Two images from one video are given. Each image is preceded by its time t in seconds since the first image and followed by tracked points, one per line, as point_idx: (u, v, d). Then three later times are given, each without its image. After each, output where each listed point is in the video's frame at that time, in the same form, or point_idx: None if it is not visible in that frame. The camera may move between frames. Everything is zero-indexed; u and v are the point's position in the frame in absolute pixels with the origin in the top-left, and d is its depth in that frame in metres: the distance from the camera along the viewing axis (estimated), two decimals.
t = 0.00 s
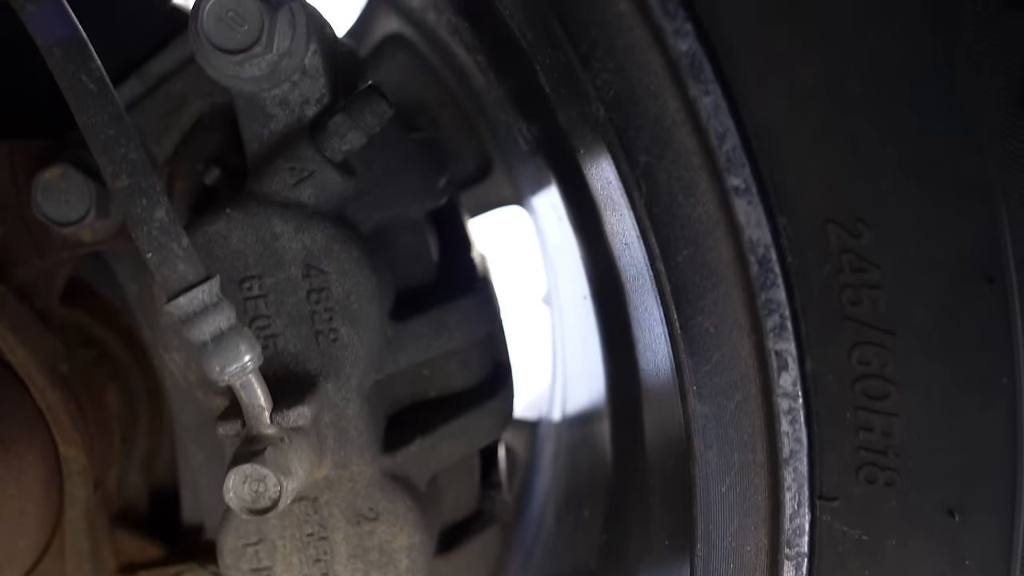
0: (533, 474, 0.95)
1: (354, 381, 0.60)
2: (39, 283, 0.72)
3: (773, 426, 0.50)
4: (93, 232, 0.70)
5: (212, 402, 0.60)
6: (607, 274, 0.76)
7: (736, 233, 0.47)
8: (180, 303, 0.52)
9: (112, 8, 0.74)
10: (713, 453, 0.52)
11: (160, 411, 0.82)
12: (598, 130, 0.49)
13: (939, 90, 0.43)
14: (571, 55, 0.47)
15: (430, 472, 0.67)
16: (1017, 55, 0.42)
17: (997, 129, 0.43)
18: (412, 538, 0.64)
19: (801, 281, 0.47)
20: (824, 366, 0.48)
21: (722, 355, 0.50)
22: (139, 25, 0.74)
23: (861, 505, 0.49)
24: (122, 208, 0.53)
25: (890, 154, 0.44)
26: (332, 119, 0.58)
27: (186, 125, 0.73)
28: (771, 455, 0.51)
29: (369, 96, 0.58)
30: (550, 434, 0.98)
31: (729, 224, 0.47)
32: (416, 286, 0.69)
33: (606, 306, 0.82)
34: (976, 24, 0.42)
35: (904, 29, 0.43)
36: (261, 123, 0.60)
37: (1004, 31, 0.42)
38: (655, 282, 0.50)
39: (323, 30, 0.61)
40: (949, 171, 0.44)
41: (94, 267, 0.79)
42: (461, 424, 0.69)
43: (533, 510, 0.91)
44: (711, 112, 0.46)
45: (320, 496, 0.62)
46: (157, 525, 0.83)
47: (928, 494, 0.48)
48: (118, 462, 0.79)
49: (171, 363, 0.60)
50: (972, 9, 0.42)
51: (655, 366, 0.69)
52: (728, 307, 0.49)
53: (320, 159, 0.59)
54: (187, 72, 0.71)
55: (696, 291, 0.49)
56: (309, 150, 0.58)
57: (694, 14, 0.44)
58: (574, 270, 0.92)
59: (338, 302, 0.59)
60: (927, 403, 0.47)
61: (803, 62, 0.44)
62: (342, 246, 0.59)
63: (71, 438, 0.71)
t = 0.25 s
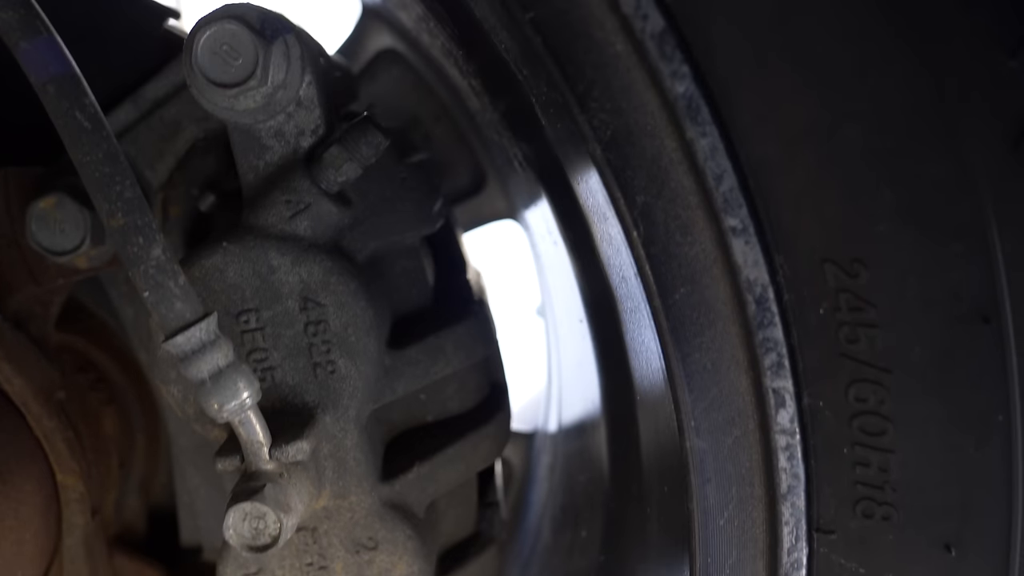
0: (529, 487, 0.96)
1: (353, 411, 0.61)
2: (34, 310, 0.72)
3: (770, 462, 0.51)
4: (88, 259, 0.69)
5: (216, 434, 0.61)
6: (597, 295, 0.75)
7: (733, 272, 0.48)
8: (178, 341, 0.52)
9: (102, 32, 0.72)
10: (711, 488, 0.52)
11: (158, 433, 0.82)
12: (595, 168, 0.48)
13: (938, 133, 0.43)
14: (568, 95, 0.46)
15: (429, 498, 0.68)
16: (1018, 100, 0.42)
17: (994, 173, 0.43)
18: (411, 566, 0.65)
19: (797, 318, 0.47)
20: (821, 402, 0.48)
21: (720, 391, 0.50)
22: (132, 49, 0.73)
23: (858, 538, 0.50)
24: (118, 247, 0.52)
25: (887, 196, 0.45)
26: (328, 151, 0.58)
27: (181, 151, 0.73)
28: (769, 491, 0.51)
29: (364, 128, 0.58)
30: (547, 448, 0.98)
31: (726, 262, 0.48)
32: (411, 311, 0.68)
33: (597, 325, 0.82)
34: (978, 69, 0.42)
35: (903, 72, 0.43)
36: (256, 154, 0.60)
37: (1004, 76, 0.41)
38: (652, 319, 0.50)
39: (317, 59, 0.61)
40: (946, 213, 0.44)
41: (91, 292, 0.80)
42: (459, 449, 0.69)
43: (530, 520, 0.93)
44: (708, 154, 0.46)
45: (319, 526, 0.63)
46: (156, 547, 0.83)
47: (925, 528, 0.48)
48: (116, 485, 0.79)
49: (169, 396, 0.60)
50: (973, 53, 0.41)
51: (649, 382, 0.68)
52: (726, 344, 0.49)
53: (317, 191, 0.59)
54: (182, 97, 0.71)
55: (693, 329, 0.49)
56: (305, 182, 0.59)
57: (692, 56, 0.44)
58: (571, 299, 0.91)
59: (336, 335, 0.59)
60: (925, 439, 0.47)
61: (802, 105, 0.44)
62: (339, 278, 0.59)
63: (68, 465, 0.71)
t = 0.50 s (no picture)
0: (529, 498, 0.97)
1: (352, 439, 0.61)
2: (32, 334, 0.72)
3: (767, 494, 0.51)
4: (86, 284, 0.69)
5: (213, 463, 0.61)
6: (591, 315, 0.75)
7: (729, 308, 0.47)
8: (177, 377, 0.52)
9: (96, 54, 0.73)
10: (710, 520, 0.52)
11: (156, 452, 0.82)
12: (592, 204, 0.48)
13: (936, 173, 0.43)
14: (564, 133, 0.46)
15: (428, 521, 0.68)
16: (1014, 144, 0.42)
17: (992, 214, 0.43)
18: None
19: (794, 352, 0.48)
20: (818, 435, 0.48)
21: (717, 425, 0.50)
22: (126, 72, 0.74)
23: (855, 569, 0.50)
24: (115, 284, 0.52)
25: (889, 232, 0.44)
26: (323, 181, 0.58)
27: (176, 174, 0.72)
28: (767, 521, 0.51)
29: (360, 157, 0.58)
30: (546, 461, 0.99)
31: (722, 298, 0.47)
32: (408, 334, 0.68)
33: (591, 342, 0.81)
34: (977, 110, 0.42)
35: (901, 113, 0.43)
36: (252, 183, 0.60)
37: (999, 118, 0.42)
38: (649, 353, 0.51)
39: (313, 86, 0.61)
40: (943, 253, 0.44)
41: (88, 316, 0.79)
42: (458, 472, 0.69)
43: (530, 531, 0.93)
44: (704, 192, 0.46)
45: (319, 553, 0.64)
46: (157, 564, 0.83)
47: (922, 560, 0.49)
48: (115, 506, 0.79)
49: (166, 426, 0.60)
50: (968, 96, 0.42)
51: (643, 391, 0.66)
52: (723, 378, 0.49)
53: (313, 221, 0.59)
54: (176, 121, 0.71)
55: (688, 363, 0.49)
56: (301, 213, 0.59)
57: (689, 96, 0.44)
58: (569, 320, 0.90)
59: (333, 365, 0.59)
60: (922, 473, 0.47)
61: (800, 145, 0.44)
62: (335, 308, 0.59)
63: (66, 490, 0.72)
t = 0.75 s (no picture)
0: (528, 505, 0.95)
1: (352, 462, 0.61)
2: (30, 355, 0.72)
3: (767, 520, 0.51)
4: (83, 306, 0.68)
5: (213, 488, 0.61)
6: (585, 328, 0.74)
7: (726, 337, 0.47)
8: (173, 411, 0.52)
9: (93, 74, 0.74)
10: (709, 544, 0.53)
11: (155, 467, 0.83)
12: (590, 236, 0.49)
13: (930, 207, 0.43)
14: (561, 165, 0.47)
15: (429, 539, 0.69)
16: (1013, 172, 0.42)
17: (988, 243, 0.43)
18: None
19: (791, 380, 0.48)
20: (816, 459, 0.49)
21: (715, 452, 0.50)
22: (124, 88, 0.75)
23: None
24: (112, 316, 0.53)
25: (881, 266, 0.44)
26: (320, 207, 0.58)
27: (173, 194, 0.72)
28: (766, 546, 0.52)
29: (356, 182, 0.58)
30: (545, 466, 0.97)
31: (720, 328, 0.48)
32: (406, 353, 0.69)
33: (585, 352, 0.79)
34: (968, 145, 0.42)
35: (897, 144, 0.42)
36: (248, 209, 0.60)
37: (999, 146, 0.42)
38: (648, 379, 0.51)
39: (308, 110, 0.61)
40: (939, 283, 0.44)
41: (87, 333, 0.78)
42: (458, 489, 0.70)
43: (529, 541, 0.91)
44: (700, 225, 0.46)
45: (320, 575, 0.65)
46: None
47: None
48: (116, 523, 0.79)
49: (168, 453, 0.61)
50: (964, 128, 0.42)
51: (632, 386, 0.62)
52: (721, 405, 0.49)
53: (309, 247, 0.59)
54: (171, 142, 0.71)
55: (686, 392, 0.50)
56: (297, 239, 0.59)
57: (684, 128, 0.44)
58: (566, 331, 0.85)
59: (332, 390, 0.59)
60: (920, 499, 0.47)
61: (795, 177, 0.44)
62: (334, 334, 0.59)
63: (67, 511, 0.72)
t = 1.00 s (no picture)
0: (528, 512, 0.95)
1: (353, 479, 0.61)
2: (29, 372, 0.72)
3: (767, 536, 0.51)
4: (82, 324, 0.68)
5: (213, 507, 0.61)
6: (584, 340, 0.74)
7: (726, 354, 0.47)
8: (173, 432, 0.51)
9: (90, 90, 0.74)
10: (711, 560, 0.54)
11: (155, 479, 0.83)
12: (589, 255, 0.49)
13: (929, 226, 0.43)
14: (559, 185, 0.47)
15: (430, 553, 0.69)
16: (1011, 190, 0.42)
17: (987, 261, 0.43)
18: None
19: (790, 397, 0.48)
20: (816, 476, 0.49)
21: (716, 469, 0.50)
22: (122, 102, 0.75)
23: None
24: (111, 337, 0.52)
25: (881, 284, 0.44)
26: (318, 224, 0.58)
27: (171, 210, 0.72)
28: (767, 562, 0.52)
29: (354, 199, 0.58)
30: (546, 474, 0.97)
31: (719, 346, 0.47)
32: (406, 366, 0.69)
33: (583, 362, 0.79)
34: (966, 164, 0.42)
35: (896, 163, 0.42)
36: (246, 226, 0.60)
37: (997, 164, 0.42)
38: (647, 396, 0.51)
39: (305, 127, 0.61)
40: (939, 301, 0.44)
41: (88, 349, 0.79)
42: (458, 503, 0.69)
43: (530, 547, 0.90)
44: (699, 245, 0.46)
45: None
46: None
47: None
48: (117, 537, 0.79)
49: (168, 472, 0.61)
50: (962, 145, 0.42)
51: (631, 398, 0.61)
52: (721, 422, 0.49)
53: (308, 265, 0.59)
54: (167, 158, 0.70)
55: (687, 410, 0.49)
56: (296, 256, 0.59)
57: (683, 149, 0.44)
58: (565, 344, 0.85)
59: (332, 407, 0.59)
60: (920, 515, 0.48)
61: (794, 196, 0.44)
62: (333, 351, 0.59)
63: (68, 527, 0.72)
